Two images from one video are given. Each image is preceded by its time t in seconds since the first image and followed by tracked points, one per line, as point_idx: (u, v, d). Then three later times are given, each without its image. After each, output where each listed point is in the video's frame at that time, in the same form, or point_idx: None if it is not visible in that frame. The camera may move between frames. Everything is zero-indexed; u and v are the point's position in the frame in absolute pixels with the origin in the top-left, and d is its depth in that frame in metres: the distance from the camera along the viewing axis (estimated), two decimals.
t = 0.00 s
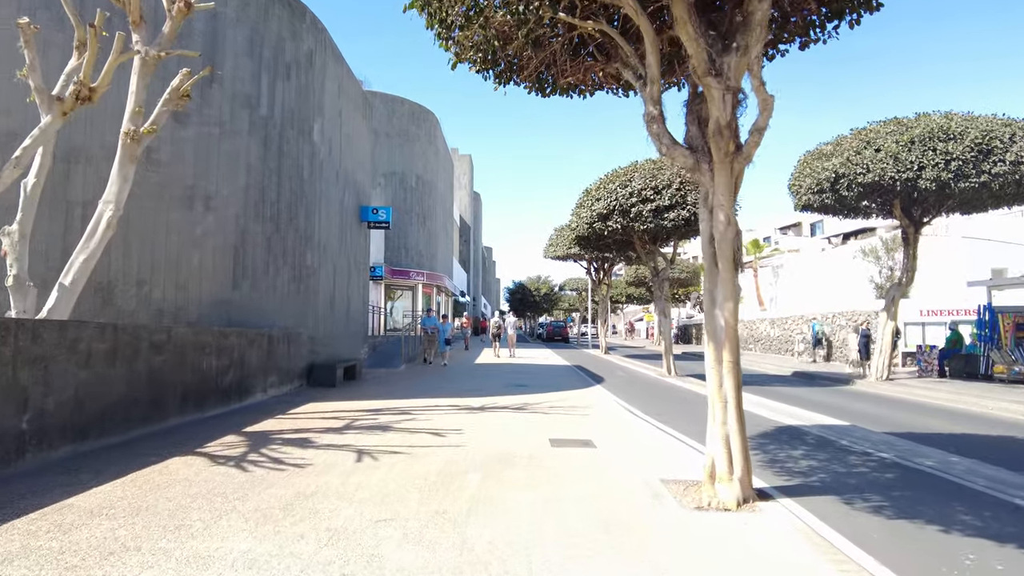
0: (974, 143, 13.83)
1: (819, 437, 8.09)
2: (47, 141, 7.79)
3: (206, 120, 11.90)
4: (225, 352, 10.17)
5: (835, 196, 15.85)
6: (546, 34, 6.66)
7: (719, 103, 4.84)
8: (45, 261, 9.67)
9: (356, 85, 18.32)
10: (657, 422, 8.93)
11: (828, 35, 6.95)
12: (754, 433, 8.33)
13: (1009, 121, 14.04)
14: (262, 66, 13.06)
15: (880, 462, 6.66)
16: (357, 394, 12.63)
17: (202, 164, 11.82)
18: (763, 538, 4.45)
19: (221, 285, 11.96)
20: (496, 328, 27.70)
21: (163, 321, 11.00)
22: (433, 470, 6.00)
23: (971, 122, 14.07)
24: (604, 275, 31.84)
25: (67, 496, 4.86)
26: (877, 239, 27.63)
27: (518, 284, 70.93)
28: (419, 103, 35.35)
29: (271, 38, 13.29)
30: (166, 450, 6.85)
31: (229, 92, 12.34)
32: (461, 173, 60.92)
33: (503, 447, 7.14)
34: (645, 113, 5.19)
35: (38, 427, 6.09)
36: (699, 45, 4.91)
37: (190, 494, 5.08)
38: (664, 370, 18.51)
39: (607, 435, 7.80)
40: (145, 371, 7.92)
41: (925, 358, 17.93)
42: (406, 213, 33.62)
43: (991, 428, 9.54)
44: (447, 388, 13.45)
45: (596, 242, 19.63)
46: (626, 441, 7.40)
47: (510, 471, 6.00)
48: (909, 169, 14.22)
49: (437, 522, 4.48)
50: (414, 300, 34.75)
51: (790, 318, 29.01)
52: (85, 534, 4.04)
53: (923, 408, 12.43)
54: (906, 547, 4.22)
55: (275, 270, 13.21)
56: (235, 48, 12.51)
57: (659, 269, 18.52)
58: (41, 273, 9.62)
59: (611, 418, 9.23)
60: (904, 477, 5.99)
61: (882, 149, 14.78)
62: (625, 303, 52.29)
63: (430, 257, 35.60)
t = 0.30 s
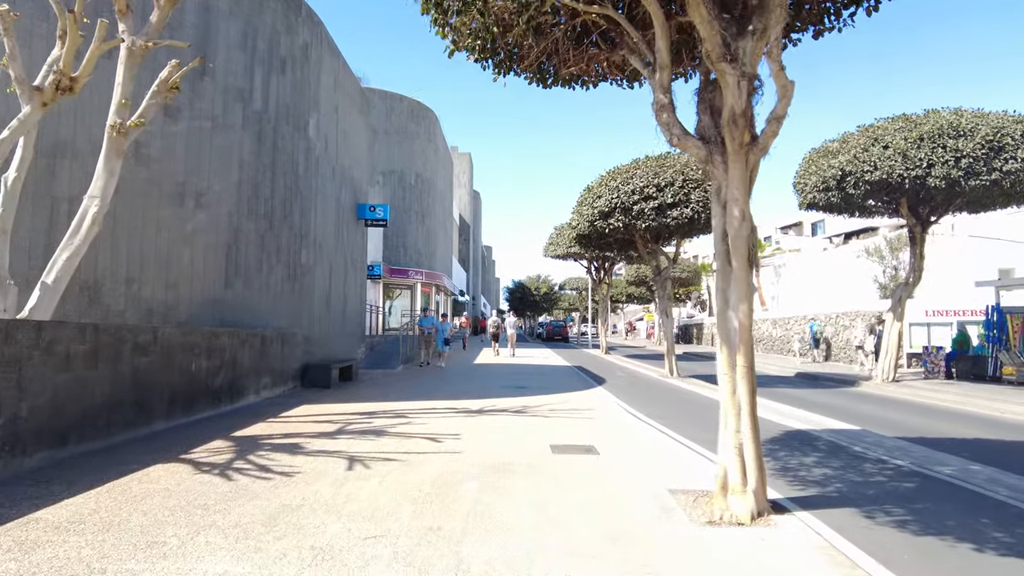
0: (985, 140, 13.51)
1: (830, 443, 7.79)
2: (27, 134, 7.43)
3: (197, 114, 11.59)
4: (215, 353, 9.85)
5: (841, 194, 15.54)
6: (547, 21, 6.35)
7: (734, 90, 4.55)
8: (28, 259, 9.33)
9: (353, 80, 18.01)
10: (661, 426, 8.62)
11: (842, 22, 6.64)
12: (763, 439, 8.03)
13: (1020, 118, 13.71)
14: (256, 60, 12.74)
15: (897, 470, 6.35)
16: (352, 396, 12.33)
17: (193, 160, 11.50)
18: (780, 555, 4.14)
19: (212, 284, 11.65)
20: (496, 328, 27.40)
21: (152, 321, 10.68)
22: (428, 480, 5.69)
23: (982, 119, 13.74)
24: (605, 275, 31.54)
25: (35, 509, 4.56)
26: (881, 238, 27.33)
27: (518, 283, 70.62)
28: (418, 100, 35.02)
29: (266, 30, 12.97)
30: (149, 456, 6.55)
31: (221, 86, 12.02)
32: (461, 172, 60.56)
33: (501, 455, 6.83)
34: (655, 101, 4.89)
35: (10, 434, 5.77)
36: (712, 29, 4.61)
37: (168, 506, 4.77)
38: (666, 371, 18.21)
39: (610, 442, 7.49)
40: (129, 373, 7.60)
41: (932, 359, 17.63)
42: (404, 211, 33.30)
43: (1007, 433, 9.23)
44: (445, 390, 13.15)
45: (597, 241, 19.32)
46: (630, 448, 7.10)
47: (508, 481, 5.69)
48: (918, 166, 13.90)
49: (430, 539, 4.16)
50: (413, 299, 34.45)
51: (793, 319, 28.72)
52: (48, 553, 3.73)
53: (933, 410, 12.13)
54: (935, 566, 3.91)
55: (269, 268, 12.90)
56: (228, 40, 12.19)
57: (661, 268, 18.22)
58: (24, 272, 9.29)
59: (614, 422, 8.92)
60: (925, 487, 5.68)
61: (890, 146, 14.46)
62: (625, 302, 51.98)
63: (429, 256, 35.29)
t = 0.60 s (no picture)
0: (995, 135, 13.18)
1: (842, 447, 7.45)
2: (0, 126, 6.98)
3: (186, 109, 11.26)
4: (203, 354, 9.53)
5: (847, 191, 15.22)
6: (546, 4, 6.05)
7: (747, 70, 4.25)
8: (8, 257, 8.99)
9: (348, 75, 17.69)
10: (665, 430, 8.31)
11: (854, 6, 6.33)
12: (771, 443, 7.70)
13: None
14: (247, 53, 12.41)
15: (914, 476, 6.03)
16: (346, 398, 12.02)
17: (183, 155, 11.14)
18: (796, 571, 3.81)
19: (202, 283, 11.34)
20: (495, 328, 27.09)
21: (139, 321, 10.36)
22: (420, 489, 5.37)
23: (991, 113, 13.41)
24: (605, 275, 31.24)
25: None
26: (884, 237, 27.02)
27: (517, 283, 70.35)
28: (417, 99, 34.69)
29: (258, 23, 12.64)
30: (126, 462, 6.22)
31: (212, 80, 11.69)
32: (460, 172, 60.29)
33: (498, 460, 6.51)
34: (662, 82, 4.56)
35: None
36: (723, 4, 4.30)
37: (139, 517, 4.44)
38: (669, 372, 17.88)
39: (612, 447, 7.17)
40: (109, 375, 7.27)
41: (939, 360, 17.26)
42: (403, 211, 32.98)
43: None
44: (442, 392, 12.82)
45: (598, 240, 18.99)
46: (634, 454, 6.78)
47: (505, 490, 5.36)
48: (926, 162, 13.57)
49: (417, 557, 3.84)
50: (412, 299, 34.13)
51: (795, 318, 28.42)
52: None
53: (943, 412, 11.82)
54: None
55: (261, 266, 12.60)
56: (219, 33, 11.84)
57: (663, 267, 17.90)
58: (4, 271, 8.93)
59: (615, 426, 8.60)
60: (947, 495, 5.35)
61: (897, 141, 14.13)
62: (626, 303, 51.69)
63: (428, 255, 34.97)
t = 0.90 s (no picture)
0: (1007, 132, 12.84)
1: (856, 456, 7.11)
2: None
3: (176, 105, 10.93)
4: (192, 358, 9.22)
5: (854, 189, 14.89)
6: None
7: (760, 53, 3.95)
8: None
9: (345, 74, 17.43)
10: (670, 438, 7.99)
11: None
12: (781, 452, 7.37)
13: None
14: (240, 49, 12.13)
15: (935, 487, 5.70)
16: (341, 402, 11.72)
17: (172, 153, 10.80)
18: None
19: (193, 285, 11.00)
20: (495, 330, 26.79)
21: (127, 325, 9.96)
22: (410, 504, 5.04)
23: (1003, 109, 13.06)
24: (607, 275, 30.94)
25: None
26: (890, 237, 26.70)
27: (518, 284, 70.07)
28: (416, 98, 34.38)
29: (250, 18, 12.36)
30: (104, 473, 5.91)
31: (202, 76, 11.36)
32: (460, 172, 60.04)
33: (494, 471, 6.20)
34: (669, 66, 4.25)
35: None
36: None
37: (106, 536, 4.12)
38: (672, 374, 17.55)
39: (615, 457, 6.85)
40: (89, 380, 6.96)
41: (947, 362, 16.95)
42: (403, 211, 32.68)
43: None
44: (440, 396, 12.50)
45: (599, 240, 18.67)
46: (638, 465, 6.46)
47: (501, 506, 5.04)
48: (936, 158, 13.27)
49: None
50: (411, 301, 33.83)
51: (799, 319, 28.10)
52: None
53: (955, 416, 11.49)
54: None
55: (253, 267, 12.34)
56: (210, 28, 11.51)
57: (666, 268, 17.57)
58: None
59: (618, 433, 8.29)
60: (973, 509, 5.03)
61: (906, 138, 13.80)
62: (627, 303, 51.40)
63: (428, 256, 34.67)
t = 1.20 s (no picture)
0: None
1: (875, 459, 6.79)
2: None
3: (171, 94, 10.56)
4: (184, 354, 8.90)
5: (865, 185, 14.55)
6: None
7: (790, 22, 3.64)
8: None
9: (345, 67, 17.13)
10: (680, 441, 7.67)
11: None
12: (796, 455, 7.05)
13: None
14: (237, 38, 11.82)
15: (963, 494, 5.38)
16: (339, 401, 11.42)
17: (165, 142, 10.39)
18: None
19: (187, 279, 10.68)
20: (497, 329, 26.48)
21: (118, 320, 9.48)
22: (408, 510, 4.73)
23: (1020, 104, 12.72)
24: (610, 274, 30.61)
25: None
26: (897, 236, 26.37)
27: (520, 283, 69.74)
28: (419, 94, 34.01)
29: (248, 7, 12.06)
30: (85, 474, 5.60)
31: (199, 65, 11.01)
32: (461, 170, 59.67)
33: (497, 475, 5.89)
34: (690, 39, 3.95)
35: None
36: None
37: (77, 545, 3.81)
38: (677, 374, 17.22)
39: (623, 461, 6.54)
40: (72, 376, 6.64)
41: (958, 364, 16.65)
42: (404, 208, 32.36)
43: None
44: (440, 395, 12.19)
45: (603, 238, 18.35)
46: (648, 471, 6.15)
47: (504, 514, 4.72)
48: (951, 154, 12.95)
49: None
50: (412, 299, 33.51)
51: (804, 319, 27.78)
52: None
53: (971, 418, 11.18)
54: None
55: (249, 262, 12.05)
56: (205, 15, 11.09)
57: (671, 266, 17.25)
58: None
59: (625, 434, 7.98)
60: (1007, 518, 4.71)
61: (919, 133, 13.46)
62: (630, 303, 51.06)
63: (428, 254, 34.32)
